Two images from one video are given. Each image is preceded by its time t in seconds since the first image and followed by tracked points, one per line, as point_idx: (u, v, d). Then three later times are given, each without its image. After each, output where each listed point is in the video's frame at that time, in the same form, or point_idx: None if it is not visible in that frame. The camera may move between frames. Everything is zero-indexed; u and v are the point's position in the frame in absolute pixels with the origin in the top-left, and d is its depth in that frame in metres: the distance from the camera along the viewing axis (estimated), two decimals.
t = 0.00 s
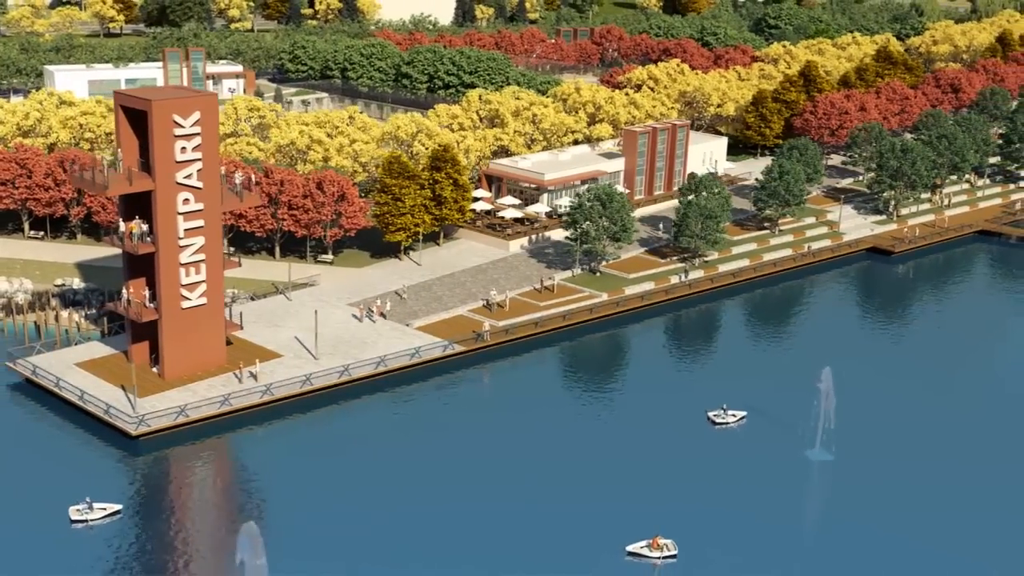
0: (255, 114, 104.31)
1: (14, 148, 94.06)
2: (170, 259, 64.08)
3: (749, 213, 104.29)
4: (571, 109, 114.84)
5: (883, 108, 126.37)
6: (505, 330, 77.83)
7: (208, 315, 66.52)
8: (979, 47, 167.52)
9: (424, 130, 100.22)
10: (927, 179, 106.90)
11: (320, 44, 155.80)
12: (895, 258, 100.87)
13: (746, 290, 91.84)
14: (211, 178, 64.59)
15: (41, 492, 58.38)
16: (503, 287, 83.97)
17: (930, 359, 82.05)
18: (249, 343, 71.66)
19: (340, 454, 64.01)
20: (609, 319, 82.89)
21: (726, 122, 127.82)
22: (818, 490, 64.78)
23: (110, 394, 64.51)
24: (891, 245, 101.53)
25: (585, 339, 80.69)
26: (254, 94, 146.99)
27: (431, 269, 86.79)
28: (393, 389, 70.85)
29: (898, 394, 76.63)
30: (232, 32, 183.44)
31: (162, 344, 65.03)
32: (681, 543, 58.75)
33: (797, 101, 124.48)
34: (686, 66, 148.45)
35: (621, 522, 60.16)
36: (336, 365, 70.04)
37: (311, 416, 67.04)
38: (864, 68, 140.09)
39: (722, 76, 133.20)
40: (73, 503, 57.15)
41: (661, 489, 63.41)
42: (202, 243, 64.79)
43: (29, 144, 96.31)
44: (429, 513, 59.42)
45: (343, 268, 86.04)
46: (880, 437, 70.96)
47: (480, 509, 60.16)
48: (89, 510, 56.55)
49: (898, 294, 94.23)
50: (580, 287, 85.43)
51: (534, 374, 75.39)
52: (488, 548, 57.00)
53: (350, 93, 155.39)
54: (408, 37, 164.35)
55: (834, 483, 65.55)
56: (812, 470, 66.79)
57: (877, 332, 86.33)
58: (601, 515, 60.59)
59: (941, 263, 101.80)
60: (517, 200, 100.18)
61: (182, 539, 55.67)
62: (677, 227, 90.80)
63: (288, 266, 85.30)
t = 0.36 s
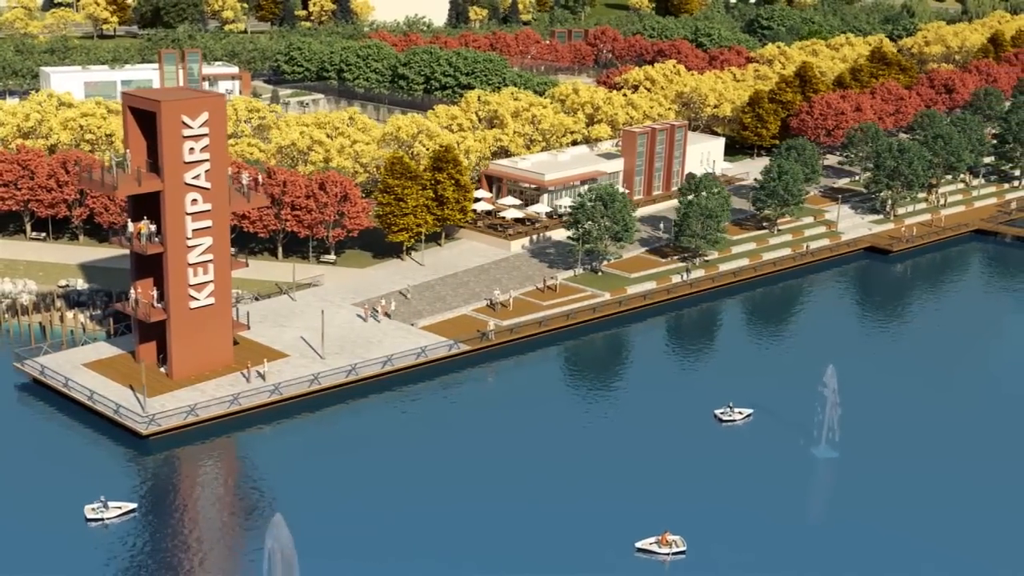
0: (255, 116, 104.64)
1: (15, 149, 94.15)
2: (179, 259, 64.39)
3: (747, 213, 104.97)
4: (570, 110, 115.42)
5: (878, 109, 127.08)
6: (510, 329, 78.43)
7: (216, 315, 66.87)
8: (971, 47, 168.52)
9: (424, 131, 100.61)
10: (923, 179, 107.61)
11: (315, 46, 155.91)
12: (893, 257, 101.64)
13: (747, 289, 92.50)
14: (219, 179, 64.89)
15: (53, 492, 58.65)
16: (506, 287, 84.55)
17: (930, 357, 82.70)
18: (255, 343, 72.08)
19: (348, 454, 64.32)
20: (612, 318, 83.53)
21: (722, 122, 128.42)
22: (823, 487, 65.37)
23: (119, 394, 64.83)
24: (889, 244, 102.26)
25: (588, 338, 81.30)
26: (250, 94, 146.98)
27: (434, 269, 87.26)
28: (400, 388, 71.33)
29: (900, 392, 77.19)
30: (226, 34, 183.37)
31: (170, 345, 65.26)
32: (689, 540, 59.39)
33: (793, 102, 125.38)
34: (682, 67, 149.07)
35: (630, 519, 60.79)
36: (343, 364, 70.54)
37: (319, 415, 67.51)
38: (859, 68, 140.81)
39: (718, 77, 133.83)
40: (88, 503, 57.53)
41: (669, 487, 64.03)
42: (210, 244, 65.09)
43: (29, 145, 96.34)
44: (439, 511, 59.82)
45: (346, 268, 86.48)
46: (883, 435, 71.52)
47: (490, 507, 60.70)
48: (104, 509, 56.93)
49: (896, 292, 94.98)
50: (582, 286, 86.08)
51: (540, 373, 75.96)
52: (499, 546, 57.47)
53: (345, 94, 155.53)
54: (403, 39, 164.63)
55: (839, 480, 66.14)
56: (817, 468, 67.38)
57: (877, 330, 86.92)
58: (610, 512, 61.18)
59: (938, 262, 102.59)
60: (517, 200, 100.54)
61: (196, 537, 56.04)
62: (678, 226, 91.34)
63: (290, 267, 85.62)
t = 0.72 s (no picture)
0: (256, 117, 105.01)
1: (17, 151, 94.19)
2: (186, 259, 64.68)
3: (746, 213, 105.58)
4: (568, 111, 115.95)
5: (873, 109, 127.79)
6: (513, 328, 79.02)
7: (224, 315, 67.26)
8: (964, 48, 169.42)
9: (425, 132, 100.98)
10: (920, 179, 108.27)
11: (312, 47, 156.04)
12: (891, 256, 102.35)
13: (748, 287, 93.10)
14: (226, 180, 65.16)
15: (70, 490, 59.06)
16: (509, 287, 85.14)
17: (930, 356, 83.16)
18: (262, 342, 72.52)
19: (355, 453, 64.59)
20: (614, 317, 84.11)
21: (719, 123, 128.98)
22: (826, 485, 65.82)
23: (128, 394, 65.22)
24: (886, 243, 102.96)
25: (591, 337, 81.83)
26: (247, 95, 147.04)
27: (436, 268, 87.68)
28: (406, 387, 71.76)
29: (902, 391, 77.61)
30: (221, 35, 183.38)
31: (177, 345, 65.59)
32: (696, 536, 59.91)
33: (790, 102, 126.08)
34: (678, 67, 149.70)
35: (637, 516, 61.27)
36: (350, 363, 71.04)
37: (326, 414, 67.91)
38: (854, 69, 141.66)
39: (714, 77, 134.40)
40: (103, 502, 57.90)
41: (675, 484, 64.58)
42: (218, 244, 65.38)
43: (30, 146, 96.41)
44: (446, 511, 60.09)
45: (349, 268, 86.91)
46: (885, 434, 71.94)
47: (499, 504, 61.16)
48: (119, 507, 57.30)
49: (896, 291, 95.61)
50: (584, 286, 86.68)
51: (544, 372, 76.50)
52: (520, 536, 58.52)
53: (342, 95, 155.74)
54: (398, 40, 164.93)
55: (842, 478, 66.55)
56: (820, 466, 67.82)
57: (877, 329, 87.36)
58: (618, 508, 61.67)
59: (936, 261, 103.29)
60: (518, 200, 100.98)
61: (208, 537, 56.36)
62: (679, 226, 91.86)
63: (293, 267, 85.93)
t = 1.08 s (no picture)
0: (256, 118, 105.23)
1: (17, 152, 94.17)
2: (193, 260, 64.94)
3: (745, 213, 106.19)
4: (567, 112, 116.36)
5: (870, 109, 128.47)
6: (517, 327, 79.43)
7: (231, 315, 67.55)
8: (957, 49, 170.43)
9: (425, 134, 101.34)
10: (917, 179, 108.89)
11: (308, 48, 156.19)
12: (889, 256, 103.03)
13: (748, 287, 93.65)
14: (233, 180, 65.47)
15: (81, 489, 59.36)
16: (512, 287, 85.56)
17: (929, 355, 83.64)
18: (268, 343, 72.82)
19: (361, 453, 64.85)
20: (616, 316, 84.58)
21: (716, 123, 129.59)
22: (829, 483, 66.25)
23: (136, 394, 65.50)
24: (884, 243, 103.64)
25: (594, 336, 82.29)
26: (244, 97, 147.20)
27: (439, 267, 88.04)
28: (411, 386, 72.15)
29: (902, 390, 78.03)
30: (217, 36, 183.45)
31: (184, 345, 65.84)
32: (702, 532, 60.42)
33: (786, 102, 126.75)
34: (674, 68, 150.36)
35: (643, 513, 61.77)
36: (356, 363, 71.38)
37: (333, 413, 68.28)
38: (849, 70, 142.45)
39: (710, 78, 135.08)
40: (115, 501, 58.23)
41: (680, 481, 65.10)
42: (224, 244, 65.67)
43: (31, 147, 96.50)
44: (452, 510, 60.37)
45: (352, 268, 87.24)
46: (886, 432, 72.34)
47: (506, 501, 61.60)
48: (131, 506, 57.65)
49: (894, 290, 96.26)
50: (586, 285, 87.14)
51: (548, 371, 76.95)
52: (527, 533, 58.93)
53: (339, 96, 155.98)
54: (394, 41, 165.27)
55: (844, 477, 66.99)
56: (822, 465, 68.26)
57: (877, 328, 87.82)
58: (625, 505, 62.16)
59: (933, 260, 103.96)
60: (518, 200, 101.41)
61: (219, 535, 56.72)
62: (680, 225, 92.35)
63: (297, 268, 86.16)
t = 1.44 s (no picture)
0: (256, 119, 105.41)
1: (18, 153, 94.27)
2: (200, 260, 65.24)
3: (744, 213, 106.74)
4: (565, 112, 116.68)
5: (866, 109, 129.06)
6: (521, 326, 79.85)
7: (237, 314, 67.90)
8: (950, 49, 171.21)
9: (426, 134, 101.64)
10: (915, 179, 109.35)
11: (304, 49, 156.30)
12: (887, 255, 103.66)
13: (748, 286, 94.19)
14: (239, 181, 65.78)
15: (92, 487, 59.64)
16: (514, 286, 85.97)
17: (929, 354, 84.06)
18: (273, 343, 73.17)
19: (367, 452, 65.06)
20: (618, 316, 85.05)
21: (713, 124, 130.10)
22: (833, 481, 66.62)
23: (143, 394, 65.82)
24: (882, 242, 104.25)
25: (597, 336, 82.76)
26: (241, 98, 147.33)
27: (441, 267, 88.39)
28: (416, 386, 72.54)
29: (903, 389, 78.43)
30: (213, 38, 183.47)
31: (191, 345, 66.16)
32: (707, 530, 60.95)
33: (783, 103, 127.27)
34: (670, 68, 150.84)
35: (649, 510, 62.27)
36: (361, 362, 71.77)
37: (339, 412, 68.63)
38: (844, 70, 143.10)
39: (707, 78, 135.57)
40: (126, 499, 58.55)
41: (685, 479, 65.59)
42: (231, 244, 65.96)
43: (32, 148, 96.51)
44: (459, 509, 60.66)
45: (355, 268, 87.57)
46: (888, 431, 72.84)
47: (514, 499, 62.03)
48: (143, 505, 57.97)
49: (892, 289, 96.89)
50: (587, 285, 87.60)
51: (552, 370, 77.41)
52: (535, 531, 59.39)
53: (337, 97, 156.22)
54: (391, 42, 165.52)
55: (848, 476, 67.35)
56: (825, 463, 68.63)
57: (876, 327, 88.43)
58: (631, 503, 62.66)
59: (931, 259, 104.61)
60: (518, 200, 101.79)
61: (229, 535, 56.99)
62: (680, 225, 92.79)
63: (300, 268, 86.42)
